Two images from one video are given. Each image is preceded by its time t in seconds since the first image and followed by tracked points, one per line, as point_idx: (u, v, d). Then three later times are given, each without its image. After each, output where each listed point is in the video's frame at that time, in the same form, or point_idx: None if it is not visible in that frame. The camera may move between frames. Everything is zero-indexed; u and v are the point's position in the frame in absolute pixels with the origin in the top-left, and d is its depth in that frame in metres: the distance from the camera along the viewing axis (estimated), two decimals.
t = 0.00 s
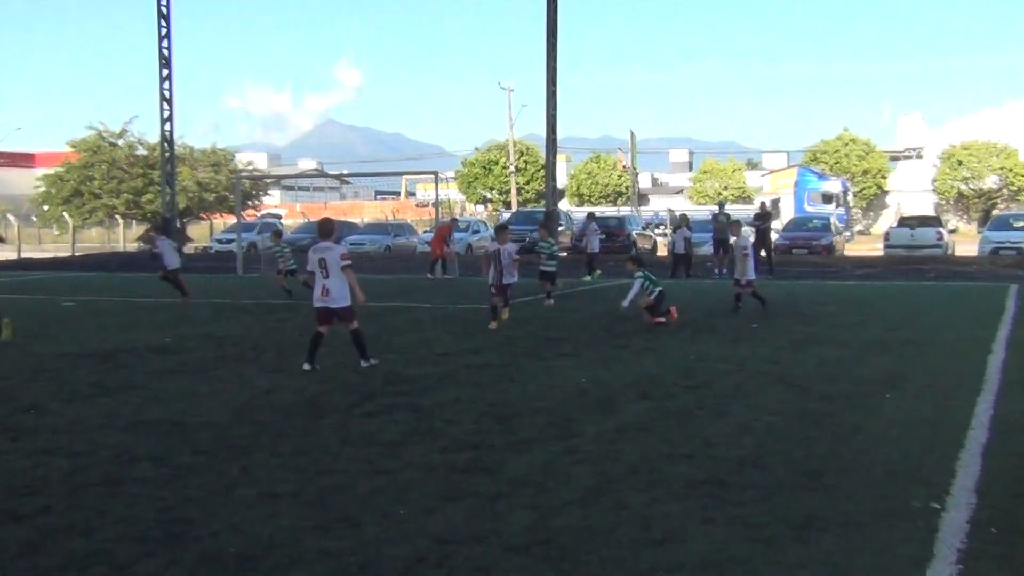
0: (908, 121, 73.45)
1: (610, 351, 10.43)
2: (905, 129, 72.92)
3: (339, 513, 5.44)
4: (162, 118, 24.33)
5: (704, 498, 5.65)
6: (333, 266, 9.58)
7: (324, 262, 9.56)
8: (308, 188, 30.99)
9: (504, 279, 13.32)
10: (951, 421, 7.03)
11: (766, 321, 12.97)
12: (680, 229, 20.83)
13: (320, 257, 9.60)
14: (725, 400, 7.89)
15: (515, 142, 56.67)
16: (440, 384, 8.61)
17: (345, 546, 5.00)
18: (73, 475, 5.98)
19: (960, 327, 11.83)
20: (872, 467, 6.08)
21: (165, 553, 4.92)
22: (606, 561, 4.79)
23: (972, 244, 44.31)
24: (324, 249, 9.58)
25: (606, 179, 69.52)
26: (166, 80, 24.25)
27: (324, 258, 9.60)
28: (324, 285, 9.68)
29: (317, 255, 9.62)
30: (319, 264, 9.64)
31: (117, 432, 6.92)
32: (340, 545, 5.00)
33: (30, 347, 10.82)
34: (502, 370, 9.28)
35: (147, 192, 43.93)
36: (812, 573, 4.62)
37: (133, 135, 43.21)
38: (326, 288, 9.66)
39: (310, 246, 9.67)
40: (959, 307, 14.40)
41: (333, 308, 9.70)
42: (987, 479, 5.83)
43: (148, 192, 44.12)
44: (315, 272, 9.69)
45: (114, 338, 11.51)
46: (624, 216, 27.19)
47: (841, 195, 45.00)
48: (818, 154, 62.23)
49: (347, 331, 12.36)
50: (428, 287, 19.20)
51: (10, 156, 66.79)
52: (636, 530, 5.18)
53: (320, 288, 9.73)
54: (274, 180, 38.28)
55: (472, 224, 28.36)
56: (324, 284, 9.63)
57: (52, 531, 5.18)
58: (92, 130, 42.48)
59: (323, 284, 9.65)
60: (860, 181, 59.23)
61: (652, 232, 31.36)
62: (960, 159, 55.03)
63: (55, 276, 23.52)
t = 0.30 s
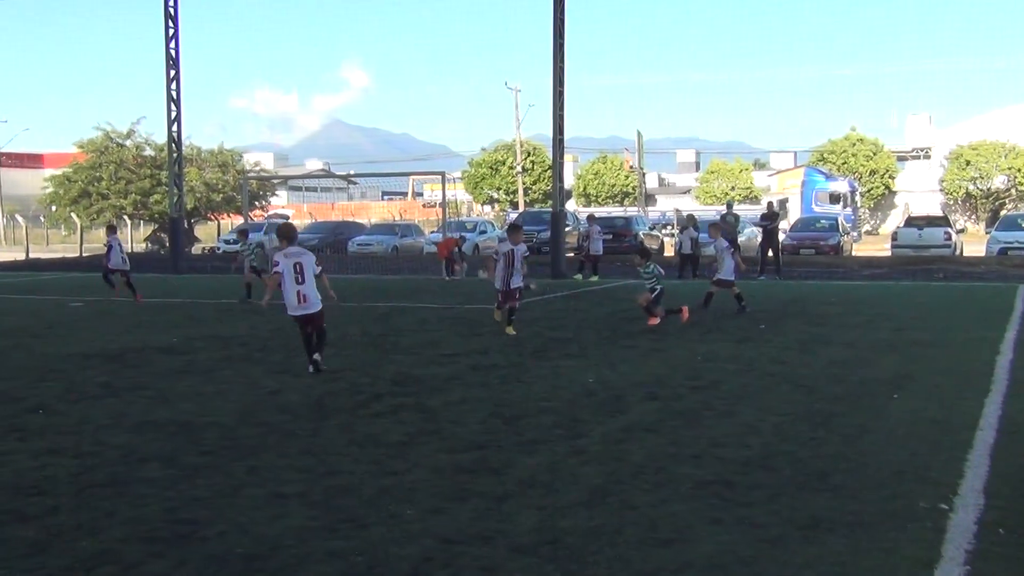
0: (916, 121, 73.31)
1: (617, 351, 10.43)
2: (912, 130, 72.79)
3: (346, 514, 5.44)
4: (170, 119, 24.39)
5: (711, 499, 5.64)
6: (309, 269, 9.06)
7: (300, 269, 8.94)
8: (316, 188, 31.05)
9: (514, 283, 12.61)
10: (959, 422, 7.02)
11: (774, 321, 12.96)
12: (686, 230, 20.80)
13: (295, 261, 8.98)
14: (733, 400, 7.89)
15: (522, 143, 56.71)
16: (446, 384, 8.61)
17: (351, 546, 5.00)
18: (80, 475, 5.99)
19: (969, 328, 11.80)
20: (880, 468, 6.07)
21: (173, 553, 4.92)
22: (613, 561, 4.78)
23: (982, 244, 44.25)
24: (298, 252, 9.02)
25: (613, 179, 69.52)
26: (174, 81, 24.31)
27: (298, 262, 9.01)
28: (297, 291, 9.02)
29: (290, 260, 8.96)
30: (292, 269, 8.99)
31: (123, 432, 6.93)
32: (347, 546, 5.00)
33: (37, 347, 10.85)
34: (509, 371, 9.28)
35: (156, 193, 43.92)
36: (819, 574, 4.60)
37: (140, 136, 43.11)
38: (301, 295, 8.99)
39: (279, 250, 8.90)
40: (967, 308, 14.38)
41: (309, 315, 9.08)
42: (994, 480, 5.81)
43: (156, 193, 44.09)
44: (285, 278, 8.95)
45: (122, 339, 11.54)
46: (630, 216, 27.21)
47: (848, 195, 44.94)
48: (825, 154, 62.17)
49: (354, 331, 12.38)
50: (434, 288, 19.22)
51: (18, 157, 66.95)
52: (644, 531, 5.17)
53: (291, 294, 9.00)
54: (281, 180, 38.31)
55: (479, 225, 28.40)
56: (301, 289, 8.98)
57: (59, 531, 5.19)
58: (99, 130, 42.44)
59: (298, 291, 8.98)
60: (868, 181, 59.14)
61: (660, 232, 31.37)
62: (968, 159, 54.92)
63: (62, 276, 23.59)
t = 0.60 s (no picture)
0: (924, 121, 73.12)
1: (626, 352, 10.41)
2: (920, 130, 72.66)
3: (355, 514, 5.44)
4: (179, 119, 24.43)
5: (719, 499, 5.63)
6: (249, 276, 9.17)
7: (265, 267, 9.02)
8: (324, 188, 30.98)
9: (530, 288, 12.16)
10: (969, 423, 6.98)
11: (783, 322, 12.94)
12: (695, 229, 20.77)
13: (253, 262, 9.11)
14: (742, 400, 7.87)
15: (529, 142, 56.69)
16: (455, 385, 8.60)
17: (359, 546, 5.00)
18: (89, 475, 6.00)
19: (979, 328, 11.76)
20: (890, 470, 6.04)
21: (181, 553, 4.92)
22: (620, 562, 4.77)
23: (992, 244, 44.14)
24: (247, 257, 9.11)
25: (621, 179, 69.48)
26: (183, 80, 24.34)
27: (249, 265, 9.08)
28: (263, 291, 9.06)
29: (252, 263, 8.94)
30: (255, 272, 8.95)
31: (132, 431, 6.94)
32: (355, 546, 4.99)
33: (46, 347, 10.85)
34: (517, 371, 9.28)
35: (165, 193, 44.01)
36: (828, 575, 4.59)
37: (150, 136, 43.18)
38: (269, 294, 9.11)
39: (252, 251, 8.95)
40: (977, 308, 14.33)
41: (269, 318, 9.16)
42: (1004, 481, 5.79)
43: (165, 193, 44.15)
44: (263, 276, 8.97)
45: (131, 339, 11.54)
46: (638, 216, 27.19)
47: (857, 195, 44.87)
48: (833, 154, 62.07)
49: (362, 331, 12.39)
50: (443, 288, 19.21)
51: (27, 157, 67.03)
52: (652, 532, 5.16)
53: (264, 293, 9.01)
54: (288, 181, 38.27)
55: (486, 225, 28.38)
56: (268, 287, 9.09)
57: (68, 530, 5.19)
58: (108, 130, 42.46)
59: (267, 290, 9.04)
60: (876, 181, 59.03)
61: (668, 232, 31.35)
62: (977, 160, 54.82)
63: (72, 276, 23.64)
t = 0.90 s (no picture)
0: (936, 121, 72.87)
1: (636, 352, 10.41)
2: (932, 131, 72.42)
3: (366, 513, 5.44)
4: (191, 119, 24.47)
5: (730, 500, 5.62)
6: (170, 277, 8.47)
7: (190, 266, 8.43)
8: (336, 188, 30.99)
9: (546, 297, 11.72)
10: (981, 424, 6.96)
11: (795, 323, 12.91)
12: (706, 231, 20.74)
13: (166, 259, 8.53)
14: (753, 402, 7.85)
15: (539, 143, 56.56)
16: (465, 385, 8.61)
17: (370, 546, 5.00)
18: (102, 474, 6.01)
19: (993, 330, 11.71)
20: (902, 471, 6.02)
21: (194, 552, 4.93)
22: (632, 562, 4.76)
23: (1005, 245, 43.92)
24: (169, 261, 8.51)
25: (631, 180, 69.44)
26: (195, 81, 24.38)
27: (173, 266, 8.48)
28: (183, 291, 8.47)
29: (175, 262, 8.39)
30: (179, 272, 8.39)
31: (144, 431, 6.95)
32: (367, 545, 5.00)
33: (59, 347, 10.89)
34: (528, 371, 9.27)
35: (177, 193, 44.13)
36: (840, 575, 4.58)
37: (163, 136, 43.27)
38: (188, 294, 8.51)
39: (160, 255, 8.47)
40: (991, 309, 14.26)
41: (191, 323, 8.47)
42: (1017, 483, 5.77)
43: (177, 193, 44.28)
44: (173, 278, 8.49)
45: (143, 338, 11.57)
46: (648, 217, 27.16)
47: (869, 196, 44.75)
48: (845, 155, 61.96)
49: (373, 332, 12.39)
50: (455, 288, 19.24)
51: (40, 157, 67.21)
52: (663, 532, 5.15)
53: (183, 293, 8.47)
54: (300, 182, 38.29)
55: (497, 225, 28.40)
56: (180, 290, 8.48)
57: (81, 529, 5.20)
58: (120, 130, 42.55)
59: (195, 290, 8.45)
60: (888, 182, 58.86)
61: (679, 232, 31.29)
62: (990, 161, 54.62)
63: (84, 276, 23.73)
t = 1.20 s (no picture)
0: (951, 121, 72.57)
1: (650, 352, 10.40)
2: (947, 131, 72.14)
3: (380, 514, 5.45)
4: (206, 120, 24.55)
5: (744, 501, 5.61)
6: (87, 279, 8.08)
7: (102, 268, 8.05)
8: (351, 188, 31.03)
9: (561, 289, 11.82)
10: (996, 426, 6.94)
11: (810, 324, 12.88)
12: (720, 232, 20.69)
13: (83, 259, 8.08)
14: (767, 403, 7.83)
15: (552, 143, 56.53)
16: (479, 385, 8.61)
17: (384, 546, 5.01)
18: (117, 474, 6.03)
19: (1010, 331, 11.66)
20: (918, 473, 6.00)
21: (208, 551, 4.94)
22: (646, 563, 4.76)
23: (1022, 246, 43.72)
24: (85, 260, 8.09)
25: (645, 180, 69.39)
26: (209, 81, 24.46)
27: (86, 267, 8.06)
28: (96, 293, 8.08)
29: (90, 259, 8.01)
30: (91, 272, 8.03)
31: (159, 431, 6.98)
32: (380, 546, 5.00)
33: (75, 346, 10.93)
34: (541, 372, 9.27)
35: (191, 193, 44.34)
36: None
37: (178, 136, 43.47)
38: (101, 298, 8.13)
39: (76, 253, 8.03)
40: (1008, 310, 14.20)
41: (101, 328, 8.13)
42: None
43: (192, 193, 44.47)
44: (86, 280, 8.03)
45: (158, 338, 11.61)
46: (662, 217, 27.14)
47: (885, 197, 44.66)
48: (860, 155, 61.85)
49: (387, 332, 12.41)
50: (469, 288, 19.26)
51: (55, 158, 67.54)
52: (677, 534, 5.14)
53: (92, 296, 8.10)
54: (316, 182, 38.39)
55: (511, 225, 28.41)
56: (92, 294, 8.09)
57: (96, 529, 5.22)
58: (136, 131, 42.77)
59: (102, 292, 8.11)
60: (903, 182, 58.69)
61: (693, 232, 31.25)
62: (1006, 161, 54.40)
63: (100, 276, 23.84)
